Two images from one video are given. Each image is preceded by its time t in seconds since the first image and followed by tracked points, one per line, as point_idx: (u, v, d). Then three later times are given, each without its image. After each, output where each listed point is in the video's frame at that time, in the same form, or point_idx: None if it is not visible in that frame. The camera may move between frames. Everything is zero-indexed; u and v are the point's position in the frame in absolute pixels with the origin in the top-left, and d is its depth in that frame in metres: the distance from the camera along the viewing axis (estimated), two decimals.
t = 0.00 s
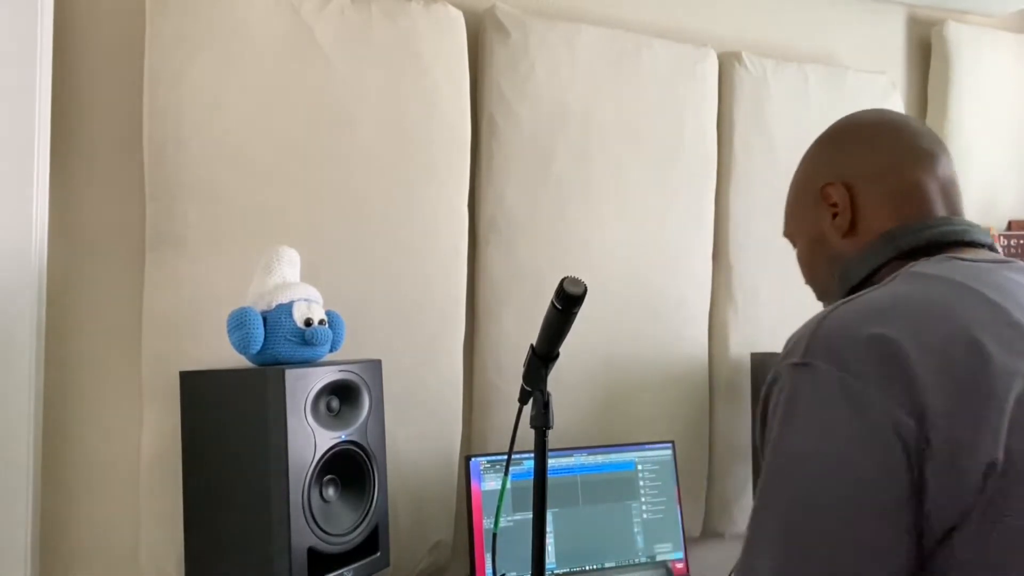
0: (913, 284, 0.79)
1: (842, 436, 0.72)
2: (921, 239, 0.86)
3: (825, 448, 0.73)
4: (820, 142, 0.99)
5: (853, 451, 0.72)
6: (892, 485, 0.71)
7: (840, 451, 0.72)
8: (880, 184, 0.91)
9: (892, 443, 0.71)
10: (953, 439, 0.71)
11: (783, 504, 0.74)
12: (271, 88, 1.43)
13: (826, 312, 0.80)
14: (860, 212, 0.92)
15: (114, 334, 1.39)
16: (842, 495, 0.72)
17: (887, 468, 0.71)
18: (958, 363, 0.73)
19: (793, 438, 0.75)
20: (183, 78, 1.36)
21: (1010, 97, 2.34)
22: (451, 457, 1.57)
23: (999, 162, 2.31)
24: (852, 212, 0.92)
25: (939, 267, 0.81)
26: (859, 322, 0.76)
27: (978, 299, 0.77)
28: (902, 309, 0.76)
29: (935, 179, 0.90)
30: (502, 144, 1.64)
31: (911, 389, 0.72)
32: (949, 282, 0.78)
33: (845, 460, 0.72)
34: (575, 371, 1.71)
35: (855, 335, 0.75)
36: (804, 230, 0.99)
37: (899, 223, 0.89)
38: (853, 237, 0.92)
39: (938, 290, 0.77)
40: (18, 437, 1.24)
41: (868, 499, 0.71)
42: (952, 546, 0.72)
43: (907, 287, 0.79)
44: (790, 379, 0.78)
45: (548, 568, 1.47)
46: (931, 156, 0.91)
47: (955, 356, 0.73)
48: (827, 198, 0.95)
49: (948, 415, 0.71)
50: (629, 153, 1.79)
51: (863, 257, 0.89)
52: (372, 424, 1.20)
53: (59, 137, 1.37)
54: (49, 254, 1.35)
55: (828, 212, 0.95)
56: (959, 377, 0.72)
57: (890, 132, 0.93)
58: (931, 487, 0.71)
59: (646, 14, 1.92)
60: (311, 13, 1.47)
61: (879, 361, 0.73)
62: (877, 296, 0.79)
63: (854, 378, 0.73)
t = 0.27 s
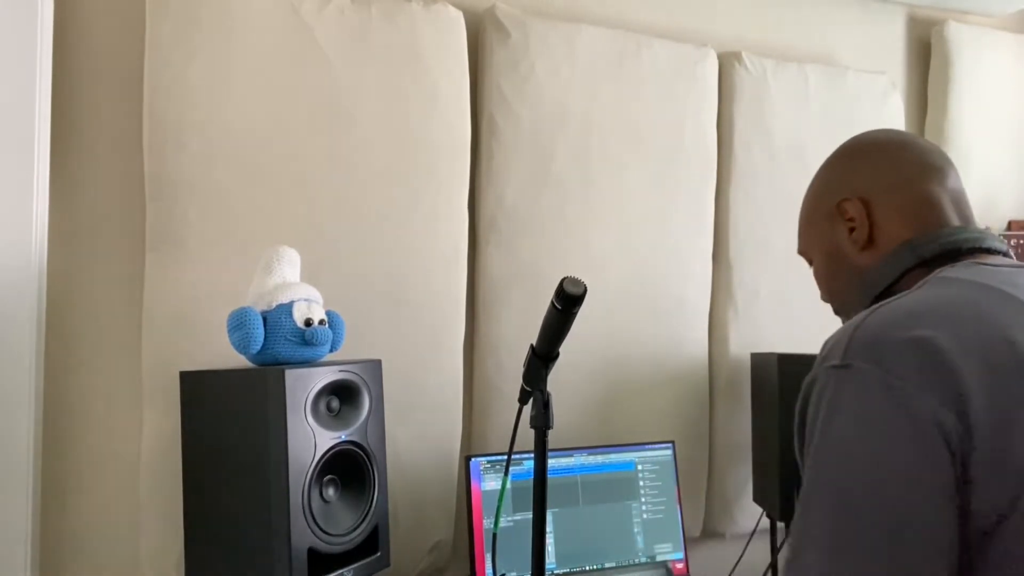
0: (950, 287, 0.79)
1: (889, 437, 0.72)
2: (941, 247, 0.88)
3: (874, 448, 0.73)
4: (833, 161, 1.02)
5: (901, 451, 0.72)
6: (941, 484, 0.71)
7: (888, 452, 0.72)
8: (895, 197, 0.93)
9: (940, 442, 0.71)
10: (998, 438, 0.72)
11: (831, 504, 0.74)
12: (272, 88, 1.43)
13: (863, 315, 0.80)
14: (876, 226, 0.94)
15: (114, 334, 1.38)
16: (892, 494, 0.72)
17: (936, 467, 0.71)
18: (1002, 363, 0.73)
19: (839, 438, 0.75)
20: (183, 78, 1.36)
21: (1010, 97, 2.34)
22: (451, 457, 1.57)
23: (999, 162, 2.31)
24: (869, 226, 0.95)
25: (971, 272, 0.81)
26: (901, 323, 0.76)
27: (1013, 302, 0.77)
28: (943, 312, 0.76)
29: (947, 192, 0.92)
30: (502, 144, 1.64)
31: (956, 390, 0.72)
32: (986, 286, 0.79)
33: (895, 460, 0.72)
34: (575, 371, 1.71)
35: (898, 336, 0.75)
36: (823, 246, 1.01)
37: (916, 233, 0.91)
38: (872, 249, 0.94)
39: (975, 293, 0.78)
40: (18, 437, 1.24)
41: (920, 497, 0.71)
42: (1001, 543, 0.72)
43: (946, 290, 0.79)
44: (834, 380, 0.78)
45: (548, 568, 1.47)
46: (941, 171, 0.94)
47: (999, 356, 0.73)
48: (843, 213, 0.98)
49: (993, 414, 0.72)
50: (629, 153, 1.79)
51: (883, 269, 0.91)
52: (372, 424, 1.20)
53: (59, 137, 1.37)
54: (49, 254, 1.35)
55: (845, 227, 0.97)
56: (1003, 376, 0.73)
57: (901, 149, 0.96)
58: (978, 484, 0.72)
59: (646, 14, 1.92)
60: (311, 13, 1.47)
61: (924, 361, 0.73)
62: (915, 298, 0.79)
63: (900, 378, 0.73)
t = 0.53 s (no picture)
0: (979, 277, 0.81)
1: (923, 421, 0.74)
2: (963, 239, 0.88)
3: (908, 431, 0.74)
4: (856, 154, 1.04)
5: (933, 433, 0.73)
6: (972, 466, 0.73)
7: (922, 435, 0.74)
8: (919, 188, 0.95)
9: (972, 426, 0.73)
10: None
11: (864, 485, 0.76)
12: (272, 88, 1.43)
13: (895, 302, 0.81)
14: (900, 216, 0.96)
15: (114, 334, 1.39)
16: (926, 475, 0.73)
17: (968, 450, 0.73)
18: None
19: (871, 421, 0.77)
20: (183, 78, 1.36)
21: (1010, 97, 2.34)
22: (451, 457, 1.57)
23: (999, 162, 2.31)
24: (893, 216, 0.96)
25: (995, 262, 0.83)
26: (933, 311, 0.78)
27: None
28: (972, 300, 0.77)
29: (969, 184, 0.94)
30: (502, 144, 1.64)
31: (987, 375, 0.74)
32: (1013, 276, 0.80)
33: (929, 442, 0.73)
34: (575, 370, 1.71)
35: (930, 323, 0.77)
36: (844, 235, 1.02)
37: (940, 224, 0.92)
38: (895, 240, 0.96)
39: (1002, 282, 0.79)
40: (18, 437, 1.24)
41: (952, 477, 0.73)
42: None
43: (974, 279, 0.80)
44: (865, 365, 0.79)
45: (548, 568, 1.47)
46: (963, 163, 0.95)
47: None
48: (867, 204, 0.99)
49: None
50: (629, 153, 1.79)
51: (907, 258, 0.93)
52: (371, 424, 1.20)
53: (60, 137, 1.37)
54: (49, 255, 1.35)
55: (869, 218, 0.99)
56: None
57: (923, 142, 0.98)
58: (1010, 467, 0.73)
59: (646, 14, 1.92)
60: (311, 12, 1.47)
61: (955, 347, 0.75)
62: (944, 287, 0.80)
63: (932, 365, 0.75)
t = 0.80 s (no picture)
0: (991, 281, 0.81)
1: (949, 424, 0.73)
2: (959, 249, 0.88)
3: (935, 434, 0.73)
4: (842, 174, 1.03)
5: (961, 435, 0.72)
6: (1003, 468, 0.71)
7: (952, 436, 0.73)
8: (908, 204, 0.94)
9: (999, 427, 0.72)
10: None
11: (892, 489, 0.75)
12: (272, 88, 1.43)
13: (911, 305, 0.81)
14: (891, 231, 0.95)
15: (114, 334, 1.39)
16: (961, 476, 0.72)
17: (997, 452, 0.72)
18: None
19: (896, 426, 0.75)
20: (183, 78, 1.36)
21: (1010, 97, 2.34)
22: (451, 457, 1.57)
23: (999, 162, 2.31)
24: (883, 232, 0.95)
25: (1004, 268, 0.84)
26: (951, 313, 0.78)
27: None
28: (990, 302, 0.78)
29: (958, 198, 0.94)
30: (502, 144, 1.64)
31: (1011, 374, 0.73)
32: None
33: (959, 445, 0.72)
34: (575, 370, 1.71)
35: (950, 325, 0.76)
36: (836, 253, 1.01)
37: (930, 238, 0.91)
38: (888, 254, 0.95)
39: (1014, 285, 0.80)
40: (18, 437, 1.24)
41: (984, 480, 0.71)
42: None
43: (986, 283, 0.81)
44: (885, 370, 0.78)
45: (548, 568, 1.47)
46: (949, 179, 0.95)
47: None
48: (857, 220, 0.99)
49: None
50: (629, 153, 1.79)
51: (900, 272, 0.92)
52: (372, 424, 1.20)
53: (60, 138, 1.37)
54: (49, 255, 1.35)
55: (859, 235, 0.98)
56: None
57: (910, 158, 0.98)
58: None
59: (646, 14, 1.93)
60: (312, 12, 1.47)
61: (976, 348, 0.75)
62: (961, 291, 0.81)
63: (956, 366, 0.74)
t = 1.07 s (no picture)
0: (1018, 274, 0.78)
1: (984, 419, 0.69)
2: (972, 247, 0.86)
3: (972, 431, 0.69)
4: (847, 169, 1.01)
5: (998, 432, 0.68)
6: None
7: (990, 433, 0.68)
8: (917, 199, 0.92)
9: None
10: None
11: (929, 489, 0.70)
12: (273, 88, 1.43)
13: (936, 298, 0.77)
14: (899, 227, 0.92)
15: (114, 334, 1.39)
16: (1004, 473, 0.68)
17: None
18: None
19: (929, 423, 0.71)
20: (183, 78, 1.36)
21: (1010, 97, 2.34)
22: (451, 456, 1.57)
23: (999, 162, 2.31)
24: (890, 227, 0.92)
25: None
26: (979, 305, 0.74)
27: None
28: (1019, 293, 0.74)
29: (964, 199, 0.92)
30: (502, 144, 1.64)
31: None
32: None
33: (995, 441, 0.68)
34: (575, 371, 1.71)
35: (980, 317, 0.73)
36: (837, 249, 0.98)
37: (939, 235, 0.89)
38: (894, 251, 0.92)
39: None
40: (19, 437, 1.24)
41: None
42: None
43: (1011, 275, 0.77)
44: (913, 366, 0.74)
45: (548, 568, 1.47)
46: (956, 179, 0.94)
47: None
48: (863, 215, 0.95)
49: None
50: (629, 153, 1.79)
51: (910, 267, 0.89)
52: (372, 424, 1.20)
53: (60, 138, 1.37)
54: (49, 255, 1.35)
55: (864, 229, 0.95)
56: None
57: (917, 154, 0.96)
58: None
59: (646, 14, 1.93)
60: (312, 13, 1.47)
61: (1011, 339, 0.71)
62: (987, 284, 0.77)
63: (989, 358, 0.70)
